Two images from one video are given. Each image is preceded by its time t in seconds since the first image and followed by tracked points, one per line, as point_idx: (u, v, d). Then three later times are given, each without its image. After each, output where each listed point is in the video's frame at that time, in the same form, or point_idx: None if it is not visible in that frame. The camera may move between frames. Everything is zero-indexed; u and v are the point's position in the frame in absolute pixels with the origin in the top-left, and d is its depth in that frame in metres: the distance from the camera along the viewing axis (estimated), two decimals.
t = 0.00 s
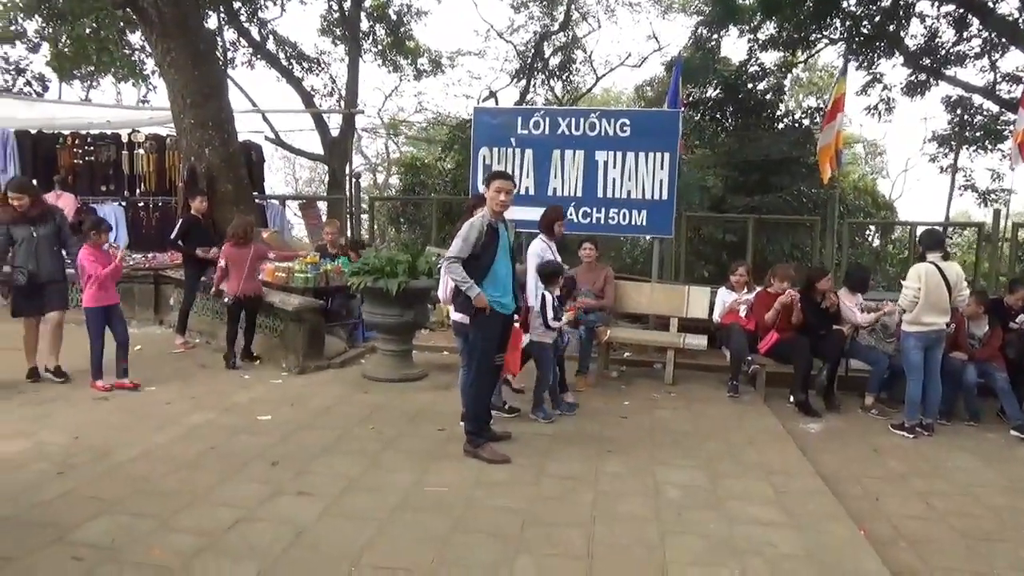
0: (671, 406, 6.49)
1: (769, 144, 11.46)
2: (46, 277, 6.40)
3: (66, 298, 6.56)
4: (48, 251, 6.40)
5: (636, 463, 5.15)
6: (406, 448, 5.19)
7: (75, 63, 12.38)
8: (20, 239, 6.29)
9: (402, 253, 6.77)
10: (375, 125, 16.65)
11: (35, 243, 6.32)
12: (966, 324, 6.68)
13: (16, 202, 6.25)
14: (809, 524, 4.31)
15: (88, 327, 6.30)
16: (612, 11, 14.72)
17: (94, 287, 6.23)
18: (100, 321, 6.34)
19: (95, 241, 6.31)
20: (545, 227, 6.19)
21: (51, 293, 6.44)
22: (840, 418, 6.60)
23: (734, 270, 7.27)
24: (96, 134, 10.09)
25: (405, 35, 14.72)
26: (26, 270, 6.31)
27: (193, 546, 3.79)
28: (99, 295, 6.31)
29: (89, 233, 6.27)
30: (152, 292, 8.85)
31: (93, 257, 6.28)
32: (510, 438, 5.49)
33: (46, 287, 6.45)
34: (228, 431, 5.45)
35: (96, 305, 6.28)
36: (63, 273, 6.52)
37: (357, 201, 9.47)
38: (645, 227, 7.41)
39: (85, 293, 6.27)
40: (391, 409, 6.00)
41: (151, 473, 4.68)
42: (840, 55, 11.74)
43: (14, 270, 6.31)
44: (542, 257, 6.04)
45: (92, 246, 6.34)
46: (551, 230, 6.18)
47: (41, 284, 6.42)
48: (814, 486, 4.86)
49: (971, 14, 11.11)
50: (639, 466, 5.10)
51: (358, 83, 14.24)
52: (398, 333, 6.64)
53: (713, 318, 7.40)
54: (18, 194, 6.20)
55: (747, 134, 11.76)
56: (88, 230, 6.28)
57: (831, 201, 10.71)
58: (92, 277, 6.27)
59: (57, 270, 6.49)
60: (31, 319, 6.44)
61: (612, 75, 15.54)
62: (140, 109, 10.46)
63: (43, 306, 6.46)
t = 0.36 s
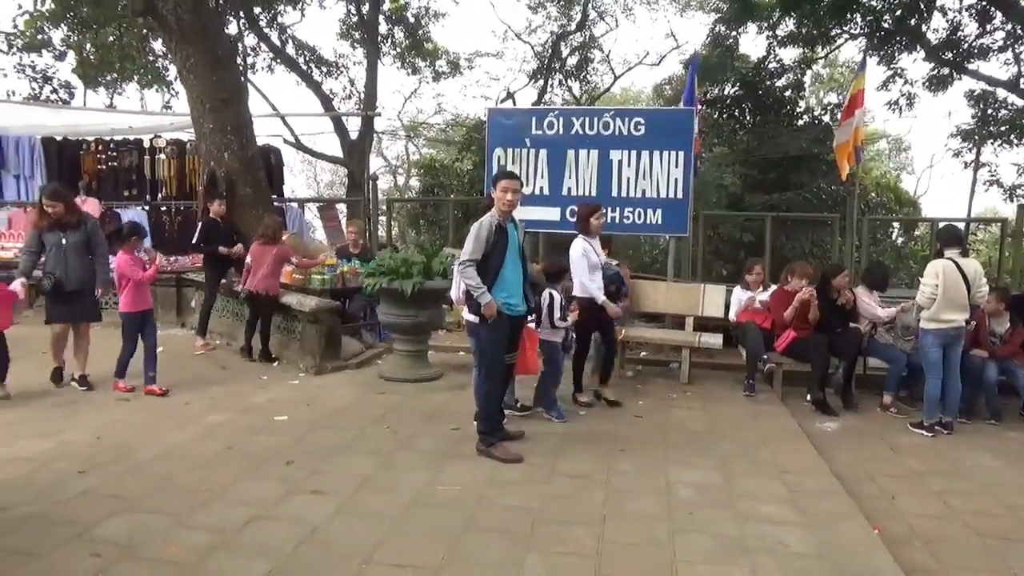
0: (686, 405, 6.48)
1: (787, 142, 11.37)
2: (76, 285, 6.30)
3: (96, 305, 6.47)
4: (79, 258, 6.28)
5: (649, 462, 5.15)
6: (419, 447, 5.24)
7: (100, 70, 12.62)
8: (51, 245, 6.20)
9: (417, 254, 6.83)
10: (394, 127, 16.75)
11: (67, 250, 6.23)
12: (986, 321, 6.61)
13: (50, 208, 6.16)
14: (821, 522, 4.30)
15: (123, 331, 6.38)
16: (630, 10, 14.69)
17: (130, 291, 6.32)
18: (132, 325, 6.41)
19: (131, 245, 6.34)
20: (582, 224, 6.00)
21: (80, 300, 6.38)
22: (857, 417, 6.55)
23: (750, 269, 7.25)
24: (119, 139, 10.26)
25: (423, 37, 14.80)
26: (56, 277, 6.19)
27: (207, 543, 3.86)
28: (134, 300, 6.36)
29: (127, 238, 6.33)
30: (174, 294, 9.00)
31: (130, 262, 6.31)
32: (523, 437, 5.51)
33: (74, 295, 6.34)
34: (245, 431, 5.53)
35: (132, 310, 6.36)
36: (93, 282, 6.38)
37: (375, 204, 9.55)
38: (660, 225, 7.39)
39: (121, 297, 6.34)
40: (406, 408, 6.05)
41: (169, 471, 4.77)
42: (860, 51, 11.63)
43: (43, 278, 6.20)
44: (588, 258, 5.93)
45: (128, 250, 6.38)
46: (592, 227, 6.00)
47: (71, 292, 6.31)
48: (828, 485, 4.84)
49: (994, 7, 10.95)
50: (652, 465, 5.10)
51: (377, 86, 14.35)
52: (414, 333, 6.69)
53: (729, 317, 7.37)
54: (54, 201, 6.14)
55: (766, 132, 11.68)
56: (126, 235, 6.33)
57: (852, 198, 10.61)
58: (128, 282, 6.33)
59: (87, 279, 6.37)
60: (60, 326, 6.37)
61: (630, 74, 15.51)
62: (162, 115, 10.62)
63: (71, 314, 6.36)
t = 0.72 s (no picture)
0: (698, 409, 6.47)
1: (800, 144, 11.34)
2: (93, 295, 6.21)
3: (113, 316, 6.38)
4: (97, 268, 6.20)
5: (660, 466, 5.15)
6: (431, 451, 5.27)
7: (117, 80, 12.80)
8: (69, 254, 6.13)
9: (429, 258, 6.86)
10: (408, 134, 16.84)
11: (86, 259, 6.16)
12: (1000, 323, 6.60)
13: (69, 217, 6.08)
14: (832, 525, 4.29)
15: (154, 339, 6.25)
16: (641, 15, 14.70)
17: (160, 298, 6.21)
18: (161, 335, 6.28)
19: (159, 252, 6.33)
20: (625, 233, 5.80)
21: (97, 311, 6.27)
22: (871, 421, 6.51)
23: (761, 272, 7.22)
24: (135, 148, 10.40)
25: (436, 44, 14.88)
26: (72, 287, 6.11)
27: (221, 545, 3.91)
28: (162, 307, 6.24)
29: (155, 246, 6.31)
30: (189, 301, 9.09)
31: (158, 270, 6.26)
32: (534, 441, 5.53)
33: (91, 306, 6.24)
34: (258, 435, 5.59)
35: (164, 317, 6.25)
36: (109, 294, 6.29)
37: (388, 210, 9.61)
38: (672, 229, 7.38)
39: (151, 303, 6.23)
40: (418, 412, 6.09)
41: (183, 475, 4.82)
42: (873, 52, 11.60)
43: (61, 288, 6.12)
44: (631, 267, 5.70)
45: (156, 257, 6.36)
46: (636, 236, 5.77)
47: (87, 303, 6.22)
48: (840, 488, 4.83)
49: (1008, 7, 10.88)
50: (663, 469, 5.10)
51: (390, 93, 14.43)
52: (425, 338, 6.72)
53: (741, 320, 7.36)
54: (73, 210, 6.06)
55: (778, 135, 11.65)
56: (155, 242, 6.31)
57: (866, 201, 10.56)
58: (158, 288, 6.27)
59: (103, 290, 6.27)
60: (78, 339, 6.25)
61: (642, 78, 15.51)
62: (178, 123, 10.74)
63: (87, 325, 6.26)
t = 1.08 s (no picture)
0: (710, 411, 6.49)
1: (813, 148, 11.32)
2: (117, 297, 6.22)
3: (139, 319, 6.37)
4: (120, 271, 6.24)
5: (670, 467, 5.18)
6: (443, 452, 5.31)
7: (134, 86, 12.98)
8: (93, 258, 6.16)
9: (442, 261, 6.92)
10: (421, 138, 16.92)
11: (110, 262, 6.20)
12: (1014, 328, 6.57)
13: (93, 221, 6.11)
14: (843, 527, 4.30)
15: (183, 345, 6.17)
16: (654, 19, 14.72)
17: (189, 304, 6.13)
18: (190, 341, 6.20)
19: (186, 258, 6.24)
20: (685, 240, 5.57)
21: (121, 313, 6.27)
22: (884, 425, 6.50)
23: (774, 276, 7.24)
24: (153, 152, 10.54)
25: (449, 49, 14.97)
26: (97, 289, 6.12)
27: (237, 542, 3.97)
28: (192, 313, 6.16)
29: (180, 251, 6.22)
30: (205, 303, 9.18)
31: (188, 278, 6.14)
32: (546, 442, 5.56)
33: (115, 308, 6.27)
34: (273, 435, 5.66)
35: (193, 324, 6.16)
36: (132, 296, 6.31)
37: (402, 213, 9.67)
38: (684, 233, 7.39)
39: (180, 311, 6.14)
40: (430, 414, 6.14)
41: (200, 473, 4.90)
42: (887, 55, 11.59)
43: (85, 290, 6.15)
44: (681, 274, 5.41)
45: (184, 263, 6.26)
46: (694, 243, 5.52)
47: (112, 304, 6.24)
48: (850, 490, 4.84)
49: None
50: (674, 470, 5.13)
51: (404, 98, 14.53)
52: (438, 340, 6.77)
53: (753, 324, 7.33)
54: (98, 214, 6.10)
55: (792, 139, 11.64)
56: (181, 247, 6.22)
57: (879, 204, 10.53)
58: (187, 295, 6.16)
59: (126, 293, 6.28)
60: (102, 342, 6.27)
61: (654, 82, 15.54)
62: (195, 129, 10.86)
63: (112, 327, 6.26)
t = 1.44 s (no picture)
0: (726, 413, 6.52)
1: (832, 150, 11.31)
2: (161, 301, 6.20)
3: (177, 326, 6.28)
4: (163, 275, 6.19)
5: (686, 468, 5.23)
6: (461, 451, 5.40)
7: (159, 91, 13.20)
8: (139, 262, 6.15)
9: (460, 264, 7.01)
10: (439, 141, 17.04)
11: (156, 267, 6.19)
12: None
13: (141, 226, 6.09)
14: (856, 528, 4.34)
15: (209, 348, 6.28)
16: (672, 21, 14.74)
17: (217, 308, 6.27)
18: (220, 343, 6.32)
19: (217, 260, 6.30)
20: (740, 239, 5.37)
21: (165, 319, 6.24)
22: (901, 428, 6.50)
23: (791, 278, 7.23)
24: (177, 157, 10.70)
25: (468, 52, 15.08)
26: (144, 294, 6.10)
27: (260, 536, 4.08)
28: (219, 318, 6.30)
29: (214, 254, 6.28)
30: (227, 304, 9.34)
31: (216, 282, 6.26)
32: (562, 442, 5.63)
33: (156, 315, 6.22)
34: (294, 434, 5.77)
35: (219, 328, 6.30)
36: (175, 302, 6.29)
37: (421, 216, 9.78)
38: (700, 236, 7.43)
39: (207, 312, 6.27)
40: (448, 414, 6.22)
41: (224, 470, 5.02)
42: (907, 57, 11.55)
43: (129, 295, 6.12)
44: (737, 276, 5.25)
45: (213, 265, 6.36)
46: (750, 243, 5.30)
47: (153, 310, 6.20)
48: (865, 492, 4.86)
49: None
50: (688, 471, 5.18)
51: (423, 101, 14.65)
52: (456, 342, 6.86)
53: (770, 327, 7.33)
54: (147, 219, 6.08)
55: (810, 142, 11.62)
56: (213, 250, 6.27)
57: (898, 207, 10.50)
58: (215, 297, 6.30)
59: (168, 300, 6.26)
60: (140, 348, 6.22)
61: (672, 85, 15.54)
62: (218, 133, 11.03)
63: (154, 333, 6.22)
